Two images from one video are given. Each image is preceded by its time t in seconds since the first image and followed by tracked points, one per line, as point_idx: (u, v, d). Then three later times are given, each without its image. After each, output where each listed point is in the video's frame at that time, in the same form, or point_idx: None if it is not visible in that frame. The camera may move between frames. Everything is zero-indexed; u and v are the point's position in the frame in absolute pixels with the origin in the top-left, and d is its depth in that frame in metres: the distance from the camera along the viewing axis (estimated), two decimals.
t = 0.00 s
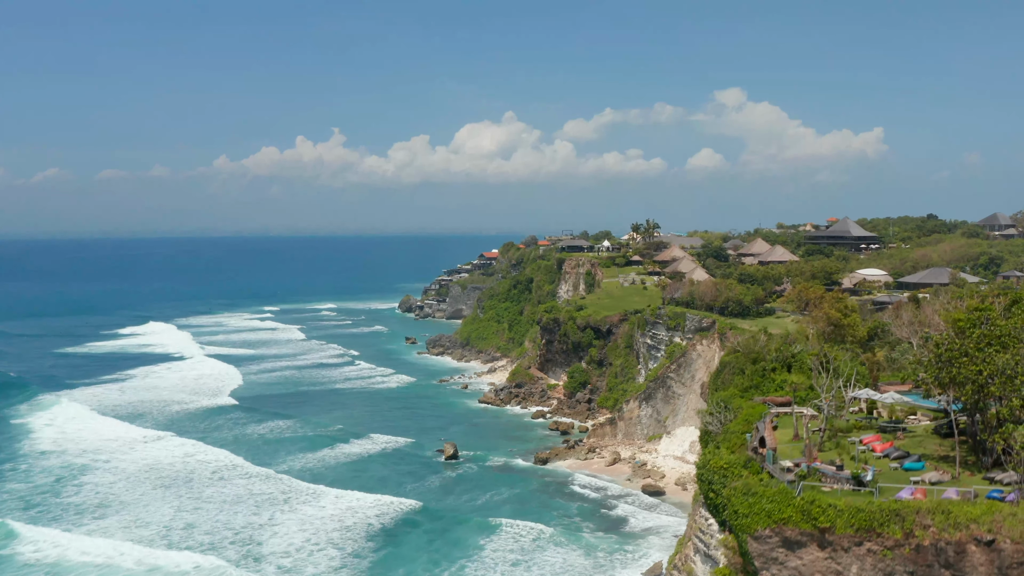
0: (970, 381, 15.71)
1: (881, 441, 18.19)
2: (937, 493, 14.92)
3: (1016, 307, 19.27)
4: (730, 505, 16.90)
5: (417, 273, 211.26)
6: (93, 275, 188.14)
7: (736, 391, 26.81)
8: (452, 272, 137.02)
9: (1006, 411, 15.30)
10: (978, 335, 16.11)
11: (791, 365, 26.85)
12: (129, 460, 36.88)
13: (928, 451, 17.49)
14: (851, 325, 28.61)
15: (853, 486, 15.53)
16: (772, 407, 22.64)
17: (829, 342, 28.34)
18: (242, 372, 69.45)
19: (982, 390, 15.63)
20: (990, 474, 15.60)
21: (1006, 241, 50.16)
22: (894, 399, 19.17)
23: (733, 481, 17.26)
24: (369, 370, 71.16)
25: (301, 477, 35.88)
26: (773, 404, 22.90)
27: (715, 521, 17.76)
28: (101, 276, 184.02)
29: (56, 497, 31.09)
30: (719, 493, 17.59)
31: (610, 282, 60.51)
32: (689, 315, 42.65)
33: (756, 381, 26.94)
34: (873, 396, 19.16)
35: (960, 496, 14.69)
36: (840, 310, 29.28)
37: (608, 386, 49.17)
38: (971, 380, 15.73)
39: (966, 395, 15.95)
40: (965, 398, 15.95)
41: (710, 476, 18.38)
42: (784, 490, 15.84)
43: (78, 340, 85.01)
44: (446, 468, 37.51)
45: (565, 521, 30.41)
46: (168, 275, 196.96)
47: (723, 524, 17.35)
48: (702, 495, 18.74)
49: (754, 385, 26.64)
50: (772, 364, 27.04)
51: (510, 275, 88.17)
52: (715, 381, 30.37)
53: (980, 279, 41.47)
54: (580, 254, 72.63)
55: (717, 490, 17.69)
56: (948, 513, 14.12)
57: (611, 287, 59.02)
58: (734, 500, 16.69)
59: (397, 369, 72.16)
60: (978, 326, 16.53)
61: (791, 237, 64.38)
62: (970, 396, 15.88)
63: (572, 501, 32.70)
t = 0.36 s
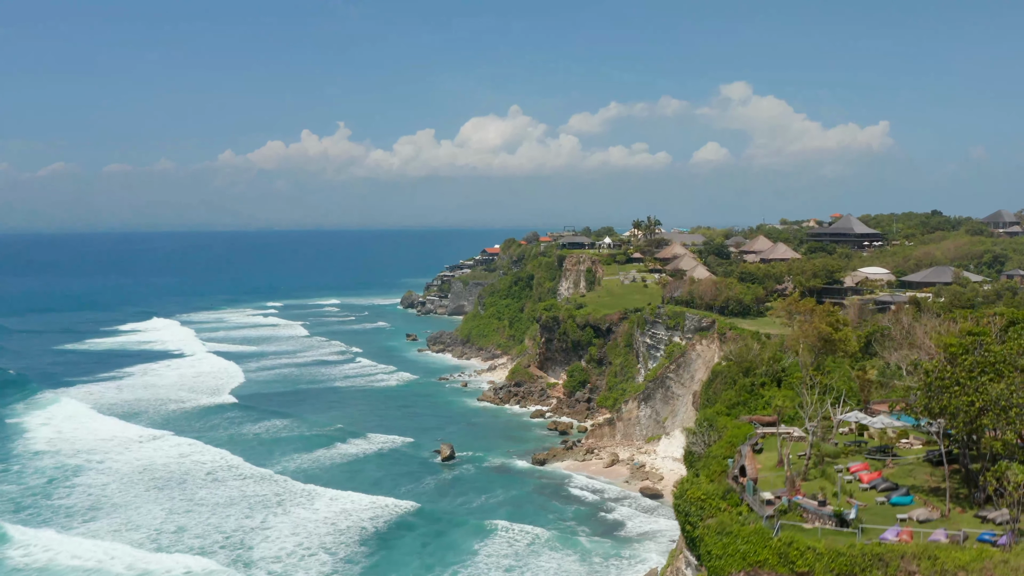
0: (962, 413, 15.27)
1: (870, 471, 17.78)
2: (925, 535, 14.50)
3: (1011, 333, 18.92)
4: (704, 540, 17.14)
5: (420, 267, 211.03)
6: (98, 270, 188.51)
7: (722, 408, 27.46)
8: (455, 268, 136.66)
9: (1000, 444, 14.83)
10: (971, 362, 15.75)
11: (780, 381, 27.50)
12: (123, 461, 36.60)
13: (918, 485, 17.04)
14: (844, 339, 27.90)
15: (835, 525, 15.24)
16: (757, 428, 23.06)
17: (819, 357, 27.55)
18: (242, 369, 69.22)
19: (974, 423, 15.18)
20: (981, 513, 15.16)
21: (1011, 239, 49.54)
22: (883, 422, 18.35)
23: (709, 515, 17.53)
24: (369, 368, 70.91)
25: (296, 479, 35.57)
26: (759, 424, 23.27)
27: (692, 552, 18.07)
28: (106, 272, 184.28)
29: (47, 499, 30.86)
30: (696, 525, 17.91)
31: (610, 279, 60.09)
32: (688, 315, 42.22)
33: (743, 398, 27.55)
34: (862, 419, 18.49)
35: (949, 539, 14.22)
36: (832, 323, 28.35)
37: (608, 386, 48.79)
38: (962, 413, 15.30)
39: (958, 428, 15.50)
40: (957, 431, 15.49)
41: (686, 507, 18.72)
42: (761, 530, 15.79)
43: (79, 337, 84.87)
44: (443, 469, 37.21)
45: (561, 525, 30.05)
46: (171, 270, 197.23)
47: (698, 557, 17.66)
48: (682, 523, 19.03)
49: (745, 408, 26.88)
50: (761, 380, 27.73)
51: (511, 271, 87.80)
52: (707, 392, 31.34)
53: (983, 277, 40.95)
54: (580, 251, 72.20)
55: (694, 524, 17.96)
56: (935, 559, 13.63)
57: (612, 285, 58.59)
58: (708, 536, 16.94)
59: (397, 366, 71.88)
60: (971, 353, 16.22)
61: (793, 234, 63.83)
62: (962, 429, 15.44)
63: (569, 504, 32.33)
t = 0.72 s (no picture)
0: (952, 448, 14.82)
1: (856, 506, 17.33)
2: None
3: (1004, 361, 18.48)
4: None
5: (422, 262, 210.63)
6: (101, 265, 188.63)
7: (709, 426, 27.12)
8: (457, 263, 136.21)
9: (992, 481, 14.36)
10: (961, 395, 15.46)
11: (770, 398, 27.12)
12: (117, 462, 36.35)
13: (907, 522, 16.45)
14: (834, 355, 26.86)
15: (814, 569, 14.89)
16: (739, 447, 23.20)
17: (808, 374, 26.44)
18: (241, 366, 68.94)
19: (965, 460, 14.74)
20: (971, 556, 14.59)
21: (1015, 236, 48.96)
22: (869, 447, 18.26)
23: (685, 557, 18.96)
24: (369, 365, 70.61)
25: (290, 479, 35.29)
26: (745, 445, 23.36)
27: None
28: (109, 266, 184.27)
29: (39, 501, 30.66)
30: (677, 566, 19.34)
31: (610, 277, 59.62)
32: (687, 314, 41.85)
33: (730, 416, 27.07)
34: (846, 445, 18.40)
35: None
36: (822, 338, 27.13)
37: (608, 384, 48.41)
38: (952, 449, 14.87)
39: (949, 464, 15.03)
40: (947, 467, 15.01)
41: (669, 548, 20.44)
42: (733, 573, 16.02)
43: (78, 333, 84.69)
44: (440, 470, 36.87)
45: (556, 529, 29.65)
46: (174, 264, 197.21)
47: None
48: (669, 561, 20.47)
49: (732, 428, 26.24)
50: (749, 396, 27.29)
51: (513, 267, 87.35)
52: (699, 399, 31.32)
53: (987, 276, 40.41)
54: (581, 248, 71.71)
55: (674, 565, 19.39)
56: None
57: (612, 282, 58.12)
58: None
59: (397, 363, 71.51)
60: (962, 384, 15.95)
61: (796, 230, 63.21)
62: (952, 465, 14.98)
63: (565, 507, 31.94)
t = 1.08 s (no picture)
0: (942, 484, 14.28)
1: (840, 536, 16.95)
2: None
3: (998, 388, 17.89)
4: None
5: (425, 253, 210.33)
6: (104, 257, 188.64)
7: (694, 440, 26.62)
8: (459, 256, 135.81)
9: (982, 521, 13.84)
10: (952, 425, 14.81)
11: (759, 411, 26.65)
12: (113, 459, 36.18)
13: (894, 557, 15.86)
14: (825, 369, 25.94)
15: None
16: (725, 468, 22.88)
17: (798, 387, 25.49)
18: (240, 360, 68.78)
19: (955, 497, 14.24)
20: None
21: (1020, 231, 48.37)
22: (853, 471, 18.63)
23: None
24: (369, 359, 70.38)
25: (286, 477, 35.09)
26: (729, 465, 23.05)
27: None
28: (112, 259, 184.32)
29: (33, 500, 30.52)
30: None
31: (611, 271, 59.25)
32: (687, 311, 41.49)
33: (717, 431, 26.54)
34: (831, 467, 18.89)
35: None
36: (812, 351, 26.28)
37: (607, 380, 48.11)
38: (942, 486, 14.31)
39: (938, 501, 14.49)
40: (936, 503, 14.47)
41: None
42: None
43: (79, 327, 84.61)
44: (437, 469, 36.59)
45: (552, 530, 29.31)
46: (177, 257, 197.11)
47: None
48: None
49: (720, 444, 25.68)
50: (737, 409, 26.87)
51: (514, 261, 86.99)
52: (691, 406, 31.15)
53: (991, 272, 39.91)
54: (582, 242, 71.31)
55: None
56: None
57: (612, 277, 57.75)
58: None
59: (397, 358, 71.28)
60: (952, 413, 15.25)
61: (799, 224, 62.68)
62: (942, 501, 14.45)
63: (562, 508, 31.57)
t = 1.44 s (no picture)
0: (924, 531, 13.68)
1: None
2: None
3: (988, 421, 17.80)
4: None
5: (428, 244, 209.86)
6: (107, 248, 188.49)
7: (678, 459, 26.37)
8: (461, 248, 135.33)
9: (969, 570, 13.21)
10: (939, 466, 14.51)
11: (744, 427, 26.22)
12: (107, 457, 35.96)
13: None
14: (812, 388, 25.01)
15: None
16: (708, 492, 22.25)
17: (785, 403, 24.62)
18: (240, 353, 68.56)
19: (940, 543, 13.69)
20: None
21: None
22: (837, 502, 17.57)
23: None
24: (370, 353, 70.12)
25: (280, 475, 34.81)
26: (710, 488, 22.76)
27: None
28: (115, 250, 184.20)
29: (24, 499, 30.29)
30: None
31: (611, 265, 58.76)
32: (687, 307, 41.05)
33: (701, 451, 26.14)
34: (815, 497, 17.85)
35: None
36: (799, 368, 25.18)
37: (607, 376, 47.73)
38: (926, 530, 13.71)
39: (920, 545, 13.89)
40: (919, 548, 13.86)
41: None
42: None
43: (80, 320, 84.50)
44: (433, 467, 36.31)
45: (547, 531, 28.97)
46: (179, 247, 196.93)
47: None
48: None
49: (704, 465, 25.23)
50: (723, 426, 26.46)
51: (515, 254, 86.49)
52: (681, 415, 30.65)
53: (994, 268, 39.36)
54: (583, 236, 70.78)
55: None
56: None
57: (613, 271, 57.28)
58: None
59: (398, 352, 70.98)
60: (939, 451, 15.17)
61: (802, 217, 61.99)
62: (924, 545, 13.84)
63: (557, 509, 31.19)
